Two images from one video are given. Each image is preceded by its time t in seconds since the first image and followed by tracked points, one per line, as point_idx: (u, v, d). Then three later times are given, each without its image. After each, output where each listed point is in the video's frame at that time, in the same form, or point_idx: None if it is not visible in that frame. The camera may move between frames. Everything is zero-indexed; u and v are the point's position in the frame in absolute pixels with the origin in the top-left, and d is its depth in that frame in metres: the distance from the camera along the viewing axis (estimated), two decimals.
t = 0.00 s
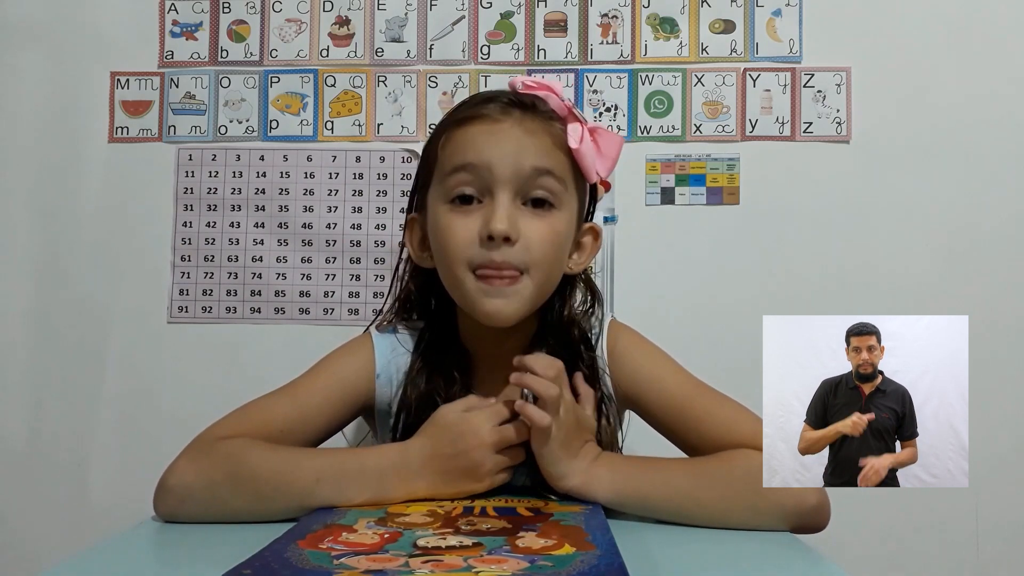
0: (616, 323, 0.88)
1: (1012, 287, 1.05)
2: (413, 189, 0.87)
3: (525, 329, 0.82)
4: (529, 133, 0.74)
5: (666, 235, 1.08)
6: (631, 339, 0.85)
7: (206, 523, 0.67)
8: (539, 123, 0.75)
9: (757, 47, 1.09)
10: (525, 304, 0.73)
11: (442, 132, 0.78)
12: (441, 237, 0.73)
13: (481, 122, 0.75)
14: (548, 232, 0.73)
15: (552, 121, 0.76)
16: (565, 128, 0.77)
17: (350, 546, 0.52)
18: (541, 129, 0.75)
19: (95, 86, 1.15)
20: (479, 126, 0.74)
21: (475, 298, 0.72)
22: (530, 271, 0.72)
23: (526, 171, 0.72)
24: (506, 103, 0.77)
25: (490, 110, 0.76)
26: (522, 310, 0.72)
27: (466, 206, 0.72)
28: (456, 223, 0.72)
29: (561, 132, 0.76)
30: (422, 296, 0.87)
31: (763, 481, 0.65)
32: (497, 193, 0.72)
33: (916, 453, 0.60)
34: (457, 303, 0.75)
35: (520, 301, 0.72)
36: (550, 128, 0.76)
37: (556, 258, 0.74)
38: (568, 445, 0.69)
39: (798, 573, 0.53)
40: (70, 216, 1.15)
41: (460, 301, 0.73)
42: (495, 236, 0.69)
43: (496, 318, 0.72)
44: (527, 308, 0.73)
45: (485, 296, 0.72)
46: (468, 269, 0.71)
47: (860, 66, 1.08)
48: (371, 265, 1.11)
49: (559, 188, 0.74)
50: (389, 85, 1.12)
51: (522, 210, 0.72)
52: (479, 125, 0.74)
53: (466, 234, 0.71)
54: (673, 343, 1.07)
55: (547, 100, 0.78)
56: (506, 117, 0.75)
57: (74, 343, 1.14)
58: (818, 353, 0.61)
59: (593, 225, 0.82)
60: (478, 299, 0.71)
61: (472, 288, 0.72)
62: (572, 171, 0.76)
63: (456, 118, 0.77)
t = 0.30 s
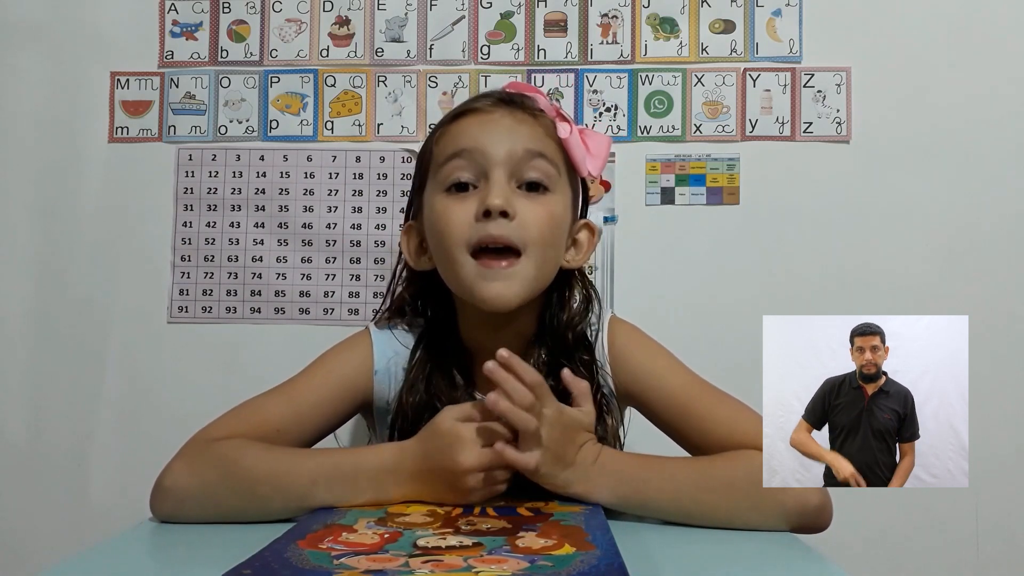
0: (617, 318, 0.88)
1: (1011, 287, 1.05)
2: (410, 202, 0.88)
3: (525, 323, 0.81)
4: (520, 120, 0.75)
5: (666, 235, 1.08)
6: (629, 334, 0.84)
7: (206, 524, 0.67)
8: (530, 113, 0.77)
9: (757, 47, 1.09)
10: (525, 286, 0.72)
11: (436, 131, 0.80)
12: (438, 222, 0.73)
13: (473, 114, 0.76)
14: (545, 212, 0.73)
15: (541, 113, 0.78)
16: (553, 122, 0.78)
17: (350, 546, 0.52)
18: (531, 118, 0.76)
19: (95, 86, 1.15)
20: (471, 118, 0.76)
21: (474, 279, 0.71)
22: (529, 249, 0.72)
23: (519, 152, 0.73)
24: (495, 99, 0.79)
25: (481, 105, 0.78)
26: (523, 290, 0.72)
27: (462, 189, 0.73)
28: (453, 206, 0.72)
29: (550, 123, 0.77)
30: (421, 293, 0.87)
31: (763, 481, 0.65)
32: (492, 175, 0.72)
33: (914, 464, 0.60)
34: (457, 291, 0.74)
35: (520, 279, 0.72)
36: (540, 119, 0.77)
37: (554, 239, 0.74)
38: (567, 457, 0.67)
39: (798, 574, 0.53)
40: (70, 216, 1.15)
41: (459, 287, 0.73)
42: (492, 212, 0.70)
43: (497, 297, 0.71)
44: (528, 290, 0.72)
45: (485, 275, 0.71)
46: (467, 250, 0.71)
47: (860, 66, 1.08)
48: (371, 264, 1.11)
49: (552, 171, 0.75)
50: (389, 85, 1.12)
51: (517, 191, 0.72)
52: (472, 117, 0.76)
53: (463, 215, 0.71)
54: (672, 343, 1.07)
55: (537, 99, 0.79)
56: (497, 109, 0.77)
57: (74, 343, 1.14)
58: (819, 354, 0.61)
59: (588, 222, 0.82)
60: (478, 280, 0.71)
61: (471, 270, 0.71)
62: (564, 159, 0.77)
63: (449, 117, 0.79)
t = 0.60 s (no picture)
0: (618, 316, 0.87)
1: (1011, 287, 1.05)
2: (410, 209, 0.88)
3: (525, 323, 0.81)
4: (516, 119, 0.76)
5: (666, 235, 1.08)
6: (631, 332, 0.85)
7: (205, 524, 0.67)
8: (525, 112, 0.77)
9: (757, 47, 1.09)
10: (526, 280, 0.72)
11: (433, 134, 0.80)
12: (437, 220, 0.73)
13: (469, 115, 0.77)
14: (543, 207, 0.73)
15: (536, 113, 0.78)
16: (550, 122, 0.78)
17: (350, 546, 0.52)
18: (527, 116, 0.77)
19: (95, 86, 1.15)
20: (467, 119, 0.76)
21: (475, 274, 0.71)
22: (528, 242, 0.71)
23: (516, 148, 0.73)
24: (491, 101, 0.79)
25: (477, 107, 0.79)
26: (523, 283, 0.71)
27: (460, 187, 0.73)
28: (451, 204, 0.72)
29: (546, 122, 0.78)
30: (423, 292, 0.88)
31: (764, 481, 0.66)
32: (489, 171, 0.72)
33: (915, 468, 0.60)
34: (458, 288, 0.74)
35: (521, 272, 0.71)
36: (535, 119, 0.78)
37: (553, 233, 0.74)
38: (566, 469, 0.65)
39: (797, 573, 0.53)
40: (70, 216, 1.15)
41: (460, 284, 0.72)
42: (490, 206, 0.70)
43: (498, 290, 0.71)
44: (528, 285, 0.72)
45: (485, 270, 0.71)
46: (466, 245, 0.71)
47: (859, 66, 1.08)
48: (371, 264, 1.11)
49: (550, 168, 0.75)
50: (389, 85, 1.12)
51: (515, 187, 0.72)
52: (468, 118, 0.76)
53: (461, 210, 0.71)
54: (673, 343, 1.07)
55: (533, 101, 0.80)
56: (493, 109, 0.77)
57: (74, 343, 1.14)
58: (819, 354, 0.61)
59: (586, 221, 0.82)
60: (478, 274, 0.70)
61: (471, 265, 0.71)
62: (562, 157, 0.77)
63: (445, 119, 0.79)
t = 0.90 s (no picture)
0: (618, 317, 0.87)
1: (1011, 287, 1.05)
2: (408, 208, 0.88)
3: (524, 323, 0.81)
4: (515, 118, 0.76)
5: (666, 235, 1.08)
6: (631, 331, 0.84)
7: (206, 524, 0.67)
8: (524, 111, 0.77)
9: (757, 47, 1.09)
10: (526, 280, 0.72)
11: (432, 133, 0.80)
12: (437, 221, 0.73)
13: (469, 115, 0.77)
14: (544, 207, 0.73)
15: (535, 112, 0.78)
16: (549, 120, 0.78)
17: (350, 546, 0.52)
18: (526, 115, 0.77)
19: (95, 86, 1.15)
20: (467, 118, 0.76)
21: (475, 274, 0.71)
22: (529, 243, 0.72)
23: (515, 149, 0.73)
24: (489, 99, 0.79)
25: (476, 106, 0.79)
26: (523, 283, 0.72)
27: (460, 188, 0.73)
28: (452, 205, 0.72)
29: (546, 121, 0.77)
30: (424, 291, 0.88)
31: (763, 481, 0.66)
32: (489, 172, 0.72)
33: (916, 468, 0.60)
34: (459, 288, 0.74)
35: (521, 272, 0.72)
36: (535, 118, 0.77)
37: (553, 233, 0.74)
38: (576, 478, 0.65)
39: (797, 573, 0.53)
40: (70, 216, 1.15)
41: (460, 284, 0.73)
42: (491, 208, 0.70)
43: (498, 290, 0.71)
44: (528, 284, 0.72)
45: (486, 271, 0.71)
46: (466, 247, 0.71)
47: (859, 66, 1.08)
48: (371, 264, 1.11)
49: (550, 168, 0.75)
50: (389, 85, 1.12)
51: (516, 187, 0.72)
52: (467, 118, 0.76)
53: (461, 212, 0.71)
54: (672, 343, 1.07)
55: (532, 99, 0.79)
56: (492, 109, 0.77)
57: (74, 343, 1.14)
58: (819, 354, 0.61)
59: (587, 220, 0.82)
60: (479, 275, 0.71)
61: (471, 266, 0.71)
62: (562, 157, 0.77)
63: (444, 118, 0.79)
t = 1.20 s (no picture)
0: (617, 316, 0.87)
1: (1011, 287, 1.05)
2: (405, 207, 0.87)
3: (523, 324, 0.81)
4: (512, 121, 0.75)
5: (666, 235, 1.08)
6: (631, 332, 0.84)
7: (206, 523, 0.67)
8: (521, 113, 0.77)
9: (757, 47, 1.09)
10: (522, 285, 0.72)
11: (428, 134, 0.80)
12: (434, 227, 0.73)
13: (465, 118, 0.76)
14: (540, 213, 0.73)
15: (532, 114, 0.77)
16: (546, 121, 0.78)
17: (350, 546, 0.52)
18: (523, 117, 0.76)
19: (95, 86, 1.15)
20: (463, 121, 0.76)
21: (471, 281, 0.71)
22: (525, 250, 0.71)
23: (511, 154, 0.73)
24: (486, 100, 0.79)
25: (473, 107, 0.78)
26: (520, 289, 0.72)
27: (457, 194, 0.73)
28: (448, 211, 0.72)
29: (543, 122, 0.77)
30: (423, 292, 0.87)
31: (763, 481, 0.66)
32: (486, 177, 0.72)
33: (916, 467, 0.60)
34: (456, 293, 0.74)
35: (518, 278, 0.72)
36: (532, 120, 0.77)
37: (550, 238, 0.74)
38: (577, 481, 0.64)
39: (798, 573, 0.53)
40: (70, 216, 1.15)
41: (458, 289, 0.73)
42: (487, 216, 0.70)
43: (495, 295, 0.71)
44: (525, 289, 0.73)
45: (483, 277, 0.71)
46: (463, 253, 0.71)
47: (859, 66, 1.08)
48: (371, 265, 1.11)
49: (547, 172, 0.75)
50: (388, 85, 1.12)
51: (512, 193, 0.72)
52: (464, 120, 0.76)
53: (458, 219, 0.71)
54: (672, 343, 1.07)
55: (529, 99, 0.79)
56: (488, 111, 0.77)
57: (74, 343, 1.14)
58: (820, 354, 0.61)
59: (586, 221, 0.82)
60: (476, 282, 0.71)
61: (468, 273, 0.71)
62: (559, 159, 0.77)
63: (440, 119, 0.79)
